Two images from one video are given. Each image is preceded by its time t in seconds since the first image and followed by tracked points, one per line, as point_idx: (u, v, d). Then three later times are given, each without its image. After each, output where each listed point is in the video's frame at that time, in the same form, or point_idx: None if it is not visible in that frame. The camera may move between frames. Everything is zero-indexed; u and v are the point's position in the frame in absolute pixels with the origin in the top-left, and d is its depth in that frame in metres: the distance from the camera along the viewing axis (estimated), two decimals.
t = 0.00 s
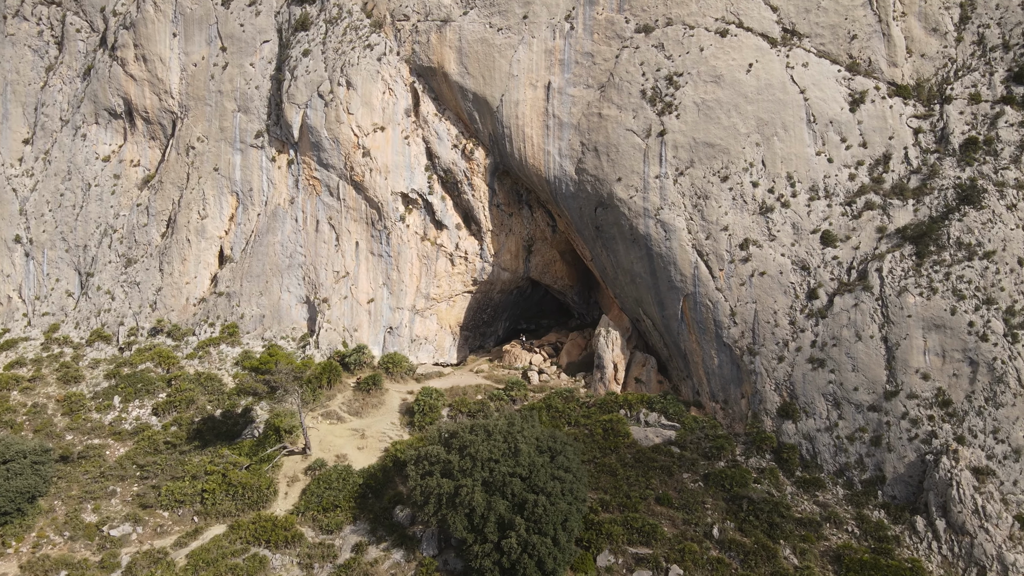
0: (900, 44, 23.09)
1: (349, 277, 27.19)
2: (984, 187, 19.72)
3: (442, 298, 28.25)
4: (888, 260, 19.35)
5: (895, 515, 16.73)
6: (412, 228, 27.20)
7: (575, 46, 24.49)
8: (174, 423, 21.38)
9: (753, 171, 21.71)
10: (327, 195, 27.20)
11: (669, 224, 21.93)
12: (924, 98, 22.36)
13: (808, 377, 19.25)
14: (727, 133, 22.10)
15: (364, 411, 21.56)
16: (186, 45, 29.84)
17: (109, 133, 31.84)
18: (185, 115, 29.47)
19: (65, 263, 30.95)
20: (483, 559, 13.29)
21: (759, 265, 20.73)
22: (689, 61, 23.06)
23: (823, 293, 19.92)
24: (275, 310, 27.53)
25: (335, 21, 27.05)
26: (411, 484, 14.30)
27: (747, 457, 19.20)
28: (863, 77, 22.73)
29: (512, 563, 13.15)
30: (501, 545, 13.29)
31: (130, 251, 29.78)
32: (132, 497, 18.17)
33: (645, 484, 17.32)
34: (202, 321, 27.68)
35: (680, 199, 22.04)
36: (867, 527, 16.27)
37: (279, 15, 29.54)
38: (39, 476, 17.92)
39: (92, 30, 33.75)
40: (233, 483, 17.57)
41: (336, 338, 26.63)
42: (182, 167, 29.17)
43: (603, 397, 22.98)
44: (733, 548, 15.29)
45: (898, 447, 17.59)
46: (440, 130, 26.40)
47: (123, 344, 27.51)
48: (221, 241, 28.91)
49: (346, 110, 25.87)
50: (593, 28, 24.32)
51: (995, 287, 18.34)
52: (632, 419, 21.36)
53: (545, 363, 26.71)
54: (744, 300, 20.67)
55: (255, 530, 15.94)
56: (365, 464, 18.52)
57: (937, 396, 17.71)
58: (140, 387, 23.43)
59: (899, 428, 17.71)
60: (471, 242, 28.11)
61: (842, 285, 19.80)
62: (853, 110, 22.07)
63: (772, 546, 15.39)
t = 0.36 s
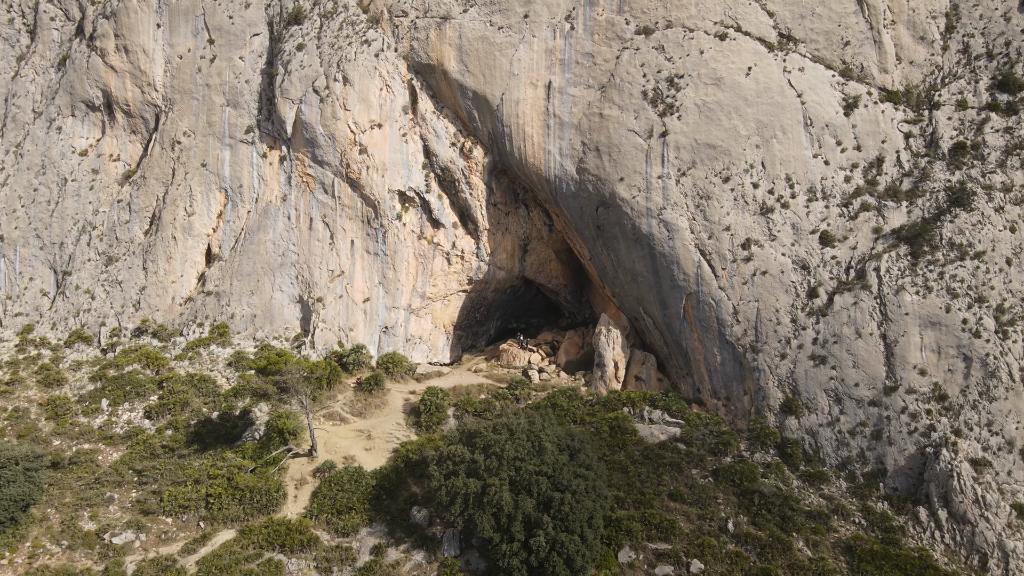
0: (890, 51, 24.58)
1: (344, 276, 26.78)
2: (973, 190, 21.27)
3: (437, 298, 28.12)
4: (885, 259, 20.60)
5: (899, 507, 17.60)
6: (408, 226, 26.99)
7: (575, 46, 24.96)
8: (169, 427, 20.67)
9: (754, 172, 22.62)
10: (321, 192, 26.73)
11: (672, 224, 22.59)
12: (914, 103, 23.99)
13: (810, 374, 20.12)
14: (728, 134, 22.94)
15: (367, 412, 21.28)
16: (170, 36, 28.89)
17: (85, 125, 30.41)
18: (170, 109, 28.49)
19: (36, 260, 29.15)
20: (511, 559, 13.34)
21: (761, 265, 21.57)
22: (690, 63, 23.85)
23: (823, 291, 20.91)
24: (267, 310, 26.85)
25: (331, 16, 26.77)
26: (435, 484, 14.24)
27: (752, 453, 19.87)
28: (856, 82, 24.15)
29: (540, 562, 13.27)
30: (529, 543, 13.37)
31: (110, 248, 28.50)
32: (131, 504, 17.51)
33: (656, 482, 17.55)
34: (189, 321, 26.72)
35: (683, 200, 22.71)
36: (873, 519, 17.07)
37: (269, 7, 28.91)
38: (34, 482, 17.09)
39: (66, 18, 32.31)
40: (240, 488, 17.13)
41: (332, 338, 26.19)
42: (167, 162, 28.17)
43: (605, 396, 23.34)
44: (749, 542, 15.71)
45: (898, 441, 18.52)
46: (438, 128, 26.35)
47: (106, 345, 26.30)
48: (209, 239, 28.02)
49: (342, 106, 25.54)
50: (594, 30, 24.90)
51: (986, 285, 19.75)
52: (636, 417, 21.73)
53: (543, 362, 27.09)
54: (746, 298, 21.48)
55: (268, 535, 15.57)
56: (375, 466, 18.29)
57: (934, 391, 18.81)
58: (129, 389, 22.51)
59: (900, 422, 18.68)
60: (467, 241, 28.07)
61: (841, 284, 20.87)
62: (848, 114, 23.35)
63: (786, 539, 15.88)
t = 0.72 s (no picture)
0: (878, 58, 25.80)
1: (339, 274, 26.31)
2: (960, 193, 22.51)
3: (433, 297, 27.88)
4: (880, 258, 21.61)
5: (899, 498, 18.33)
6: (405, 225, 26.71)
7: (575, 46, 25.35)
8: (165, 431, 20.00)
9: (753, 173, 23.35)
10: (316, 189, 26.24)
11: (674, 223, 23.07)
12: (901, 108, 25.13)
13: (810, 370, 20.80)
14: (727, 136, 23.60)
15: (372, 412, 21.02)
16: (155, 27, 27.95)
17: (63, 118, 28.92)
18: (155, 101, 27.52)
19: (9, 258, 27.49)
20: (538, 558, 13.35)
21: (761, 264, 22.21)
22: (690, 66, 24.50)
23: (821, 290, 21.70)
24: (259, 309, 26.16)
25: (327, 10, 26.39)
26: (459, 485, 14.21)
27: (755, 448, 20.38)
28: (847, 87, 25.22)
29: (568, 559, 13.26)
30: (555, 541, 13.41)
31: (90, 245, 27.27)
32: (132, 510, 16.92)
33: (668, 478, 17.79)
34: (177, 320, 25.75)
35: (684, 200, 23.23)
36: (877, 510, 17.58)
37: None
38: (30, 489, 16.41)
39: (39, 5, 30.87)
40: (249, 491, 16.72)
41: (327, 338, 25.67)
42: (152, 156, 27.20)
43: (606, 393, 23.53)
44: (762, 535, 16.09)
45: (896, 434, 19.31)
46: (436, 125, 26.27)
47: (88, 346, 25.14)
48: (197, 236, 27.07)
49: (339, 101, 25.19)
50: (594, 30, 25.39)
51: (974, 284, 21.00)
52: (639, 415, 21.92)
53: (541, 360, 27.24)
54: (747, 297, 22.05)
55: (282, 539, 15.26)
56: (386, 467, 18.06)
57: (928, 385, 19.75)
58: (119, 392, 21.69)
59: (898, 416, 19.49)
60: (464, 240, 27.93)
61: (838, 282, 21.71)
62: (841, 118, 24.43)
63: (797, 531, 16.32)
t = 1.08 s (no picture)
0: (866, 65, 26.60)
1: (336, 274, 25.87)
2: (947, 196, 23.35)
3: (428, 296, 27.61)
4: (874, 258, 22.34)
5: (897, 490, 18.98)
6: (402, 223, 26.43)
7: (574, 47, 25.53)
8: (163, 435, 19.38)
9: (751, 174, 23.89)
10: (312, 186, 25.77)
11: (675, 223, 23.47)
12: (889, 114, 25.98)
13: (809, 367, 21.37)
14: (725, 138, 24.11)
15: (376, 413, 20.79)
16: (141, 18, 27.08)
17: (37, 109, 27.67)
18: (141, 95, 26.64)
19: None
20: (565, 556, 13.39)
21: (760, 264, 22.77)
22: (688, 69, 24.95)
23: (818, 290, 22.35)
24: (252, 309, 25.51)
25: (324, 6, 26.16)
26: (485, 485, 14.22)
27: (758, 444, 20.82)
28: (838, 92, 25.95)
29: (594, 558, 13.29)
30: (582, 540, 13.47)
31: (71, 243, 26.08)
32: (135, 518, 16.40)
33: (678, 475, 18.02)
34: (167, 321, 24.89)
35: (684, 201, 23.65)
36: (878, 502, 18.16)
37: None
38: (30, 498, 15.83)
39: None
40: (259, 496, 16.36)
41: (324, 338, 25.26)
42: (138, 152, 26.30)
43: (608, 392, 23.70)
44: (774, 529, 16.44)
45: (892, 429, 19.97)
46: (435, 124, 26.15)
47: (71, 349, 24.07)
48: (186, 234, 26.25)
49: (337, 98, 25.00)
50: (593, 31, 25.62)
51: (962, 284, 21.87)
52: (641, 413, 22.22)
53: (539, 360, 27.27)
54: (747, 296, 22.56)
55: (299, 543, 15.00)
56: (397, 469, 17.87)
57: (922, 382, 20.50)
58: (111, 395, 20.94)
59: (894, 411, 20.14)
60: (461, 239, 27.72)
61: (834, 282, 22.37)
62: (833, 122, 25.10)
63: (806, 524, 16.74)
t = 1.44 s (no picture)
0: (854, 71, 27.41)
1: (333, 274, 25.42)
2: (932, 199, 24.23)
3: (424, 296, 27.41)
4: (865, 259, 23.09)
5: (894, 484, 19.66)
6: (400, 223, 26.17)
7: (573, 48, 25.74)
8: (163, 440, 18.80)
9: (747, 176, 24.45)
10: (309, 184, 25.30)
11: (675, 224, 23.88)
12: (875, 119, 26.82)
13: (806, 365, 21.99)
14: (722, 140, 24.63)
15: (382, 415, 20.58)
16: (128, 8, 26.19)
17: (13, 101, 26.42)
18: (128, 88, 25.77)
19: None
20: (591, 554, 13.52)
21: (758, 264, 23.34)
22: (685, 71, 25.38)
23: (813, 289, 23.02)
24: (246, 310, 24.87)
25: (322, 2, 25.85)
26: (508, 486, 14.26)
27: (758, 440, 21.29)
28: (827, 98, 26.67)
29: (619, 555, 13.44)
30: (606, 538, 13.61)
31: (53, 240, 24.97)
32: (141, 525, 15.93)
33: (687, 472, 18.32)
34: (157, 322, 24.07)
35: (683, 202, 24.08)
36: (877, 496, 18.79)
37: None
38: (31, 507, 15.19)
39: None
40: (271, 500, 16.08)
41: (321, 339, 24.76)
42: (125, 147, 25.43)
43: (608, 391, 23.92)
44: (783, 523, 16.85)
45: (887, 424, 20.67)
46: (434, 122, 26.06)
47: (54, 351, 23.03)
48: (176, 233, 25.42)
49: (335, 95, 24.66)
50: (592, 33, 25.84)
51: (948, 284, 22.76)
52: (643, 412, 22.52)
53: (536, 360, 27.35)
54: (745, 296, 23.08)
55: (318, 548, 14.81)
56: (409, 470, 17.74)
57: (913, 378, 21.30)
58: (104, 399, 20.21)
59: (888, 407, 20.86)
60: (458, 239, 27.58)
61: (828, 282, 23.06)
62: (824, 126, 25.79)
63: (812, 518, 17.22)
